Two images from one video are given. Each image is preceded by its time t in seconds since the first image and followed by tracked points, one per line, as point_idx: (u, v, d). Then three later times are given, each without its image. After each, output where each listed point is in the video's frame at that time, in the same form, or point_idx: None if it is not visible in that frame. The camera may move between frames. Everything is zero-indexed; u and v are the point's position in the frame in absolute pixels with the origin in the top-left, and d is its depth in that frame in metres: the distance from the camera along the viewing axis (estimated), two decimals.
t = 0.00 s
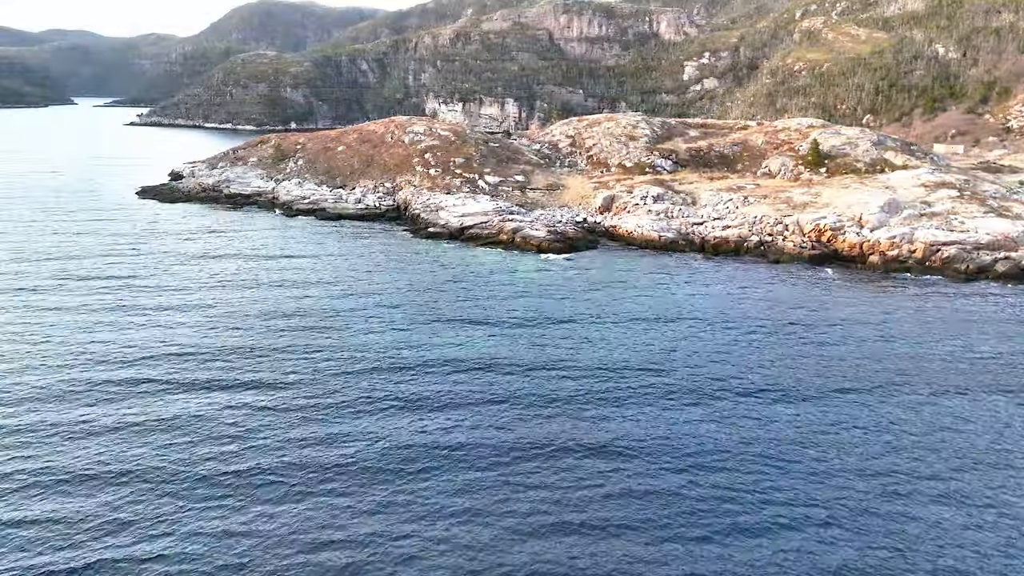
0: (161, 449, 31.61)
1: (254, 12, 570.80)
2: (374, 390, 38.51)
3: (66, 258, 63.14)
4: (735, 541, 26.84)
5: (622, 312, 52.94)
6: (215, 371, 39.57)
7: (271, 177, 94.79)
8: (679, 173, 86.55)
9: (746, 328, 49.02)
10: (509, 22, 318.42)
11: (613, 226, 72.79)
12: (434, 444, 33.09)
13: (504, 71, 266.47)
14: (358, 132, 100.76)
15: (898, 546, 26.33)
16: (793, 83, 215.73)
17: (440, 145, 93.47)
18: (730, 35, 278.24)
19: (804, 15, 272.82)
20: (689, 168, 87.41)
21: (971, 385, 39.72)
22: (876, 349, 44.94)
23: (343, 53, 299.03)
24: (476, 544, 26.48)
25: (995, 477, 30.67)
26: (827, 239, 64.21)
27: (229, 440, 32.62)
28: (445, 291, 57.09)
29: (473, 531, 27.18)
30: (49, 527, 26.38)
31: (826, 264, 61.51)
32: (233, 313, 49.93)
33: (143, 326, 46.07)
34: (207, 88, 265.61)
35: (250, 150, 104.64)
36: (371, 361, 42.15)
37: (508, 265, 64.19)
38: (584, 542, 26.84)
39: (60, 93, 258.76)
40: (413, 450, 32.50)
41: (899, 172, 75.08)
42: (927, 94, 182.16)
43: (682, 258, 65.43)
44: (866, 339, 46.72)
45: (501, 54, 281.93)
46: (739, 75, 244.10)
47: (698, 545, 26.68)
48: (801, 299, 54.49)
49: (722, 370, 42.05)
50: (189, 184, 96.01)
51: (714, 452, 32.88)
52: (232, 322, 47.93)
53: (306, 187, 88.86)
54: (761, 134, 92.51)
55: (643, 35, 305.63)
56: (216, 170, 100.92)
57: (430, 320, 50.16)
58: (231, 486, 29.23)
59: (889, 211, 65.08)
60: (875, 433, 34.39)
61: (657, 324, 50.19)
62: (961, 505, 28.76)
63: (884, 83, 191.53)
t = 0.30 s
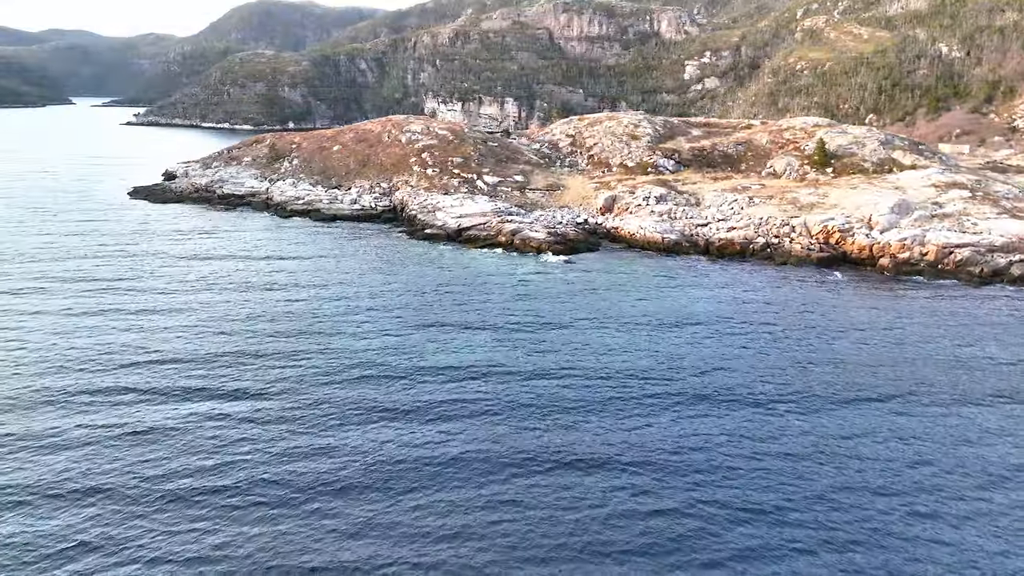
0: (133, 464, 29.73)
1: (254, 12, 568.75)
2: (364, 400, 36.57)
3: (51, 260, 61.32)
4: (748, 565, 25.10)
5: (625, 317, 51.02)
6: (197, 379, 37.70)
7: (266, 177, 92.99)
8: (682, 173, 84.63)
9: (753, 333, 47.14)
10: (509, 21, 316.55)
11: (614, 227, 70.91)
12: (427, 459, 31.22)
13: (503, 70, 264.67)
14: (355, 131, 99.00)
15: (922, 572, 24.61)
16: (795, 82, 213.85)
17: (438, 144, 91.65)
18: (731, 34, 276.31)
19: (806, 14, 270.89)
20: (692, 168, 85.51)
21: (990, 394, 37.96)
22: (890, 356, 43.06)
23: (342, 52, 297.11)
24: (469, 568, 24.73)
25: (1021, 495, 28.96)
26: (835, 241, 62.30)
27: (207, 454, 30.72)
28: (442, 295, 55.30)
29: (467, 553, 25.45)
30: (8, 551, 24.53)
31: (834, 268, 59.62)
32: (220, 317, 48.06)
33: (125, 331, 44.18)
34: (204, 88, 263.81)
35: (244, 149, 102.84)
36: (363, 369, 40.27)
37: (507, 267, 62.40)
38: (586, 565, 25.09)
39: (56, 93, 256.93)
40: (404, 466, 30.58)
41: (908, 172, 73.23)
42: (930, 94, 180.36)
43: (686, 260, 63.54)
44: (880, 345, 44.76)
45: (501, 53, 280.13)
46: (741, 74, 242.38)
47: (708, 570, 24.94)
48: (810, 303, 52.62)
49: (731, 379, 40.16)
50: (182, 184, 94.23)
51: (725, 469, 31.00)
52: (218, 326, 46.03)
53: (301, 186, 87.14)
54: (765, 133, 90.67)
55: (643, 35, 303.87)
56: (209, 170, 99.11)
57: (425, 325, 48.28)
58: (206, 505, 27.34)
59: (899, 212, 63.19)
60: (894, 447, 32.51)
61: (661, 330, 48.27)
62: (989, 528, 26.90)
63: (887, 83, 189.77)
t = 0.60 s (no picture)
0: (103, 483, 27.84)
1: (253, 12, 566.93)
2: (353, 411, 34.62)
3: (35, 261, 59.45)
4: None
5: (627, 322, 49.09)
6: (177, 389, 35.78)
7: (260, 177, 91.11)
8: (685, 173, 82.75)
9: (762, 340, 45.23)
10: (509, 20, 314.65)
11: (616, 229, 69.02)
12: (418, 476, 29.33)
13: (503, 70, 262.94)
14: (351, 130, 97.17)
15: None
16: (797, 82, 212.12)
17: (436, 143, 89.79)
18: (732, 33, 274.44)
19: (807, 13, 268.99)
20: (695, 168, 83.65)
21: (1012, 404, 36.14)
22: (906, 364, 41.15)
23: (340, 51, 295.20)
24: None
25: None
26: (844, 243, 60.41)
27: (182, 473, 28.80)
28: (438, 299, 53.43)
29: None
30: None
31: (843, 271, 57.75)
32: (205, 321, 46.12)
33: (104, 336, 42.27)
34: (202, 88, 262.11)
35: (238, 149, 100.97)
36: (354, 377, 38.38)
37: (506, 269, 60.55)
38: None
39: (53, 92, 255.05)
40: (393, 486, 28.65)
41: (918, 172, 71.38)
42: (934, 93, 178.60)
43: (691, 263, 61.67)
44: (894, 351, 42.92)
45: (500, 53, 278.29)
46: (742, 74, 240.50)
47: None
48: (820, 307, 50.72)
49: (740, 389, 38.20)
50: (174, 184, 92.40)
51: (737, 488, 29.08)
52: (203, 331, 44.16)
53: (295, 187, 85.31)
54: (769, 132, 88.81)
55: (644, 34, 302.06)
56: (202, 170, 97.22)
57: (420, 330, 46.33)
58: (175, 529, 25.40)
59: (910, 213, 61.30)
60: (915, 464, 30.59)
61: (666, 336, 46.33)
62: (1020, 553, 25.05)
63: (890, 82, 187.98)
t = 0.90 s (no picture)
0: (70, 504, 26.04)
1: (252, 12, 565.33)
2: (341, 424, 32.73)
3: (18, 263, 57.53)
4: None
5: (631, 328, 47.19)
6: (156, 400, 33.91)
7: (253, 177, 89.26)
8: (688, 173, 80.88)
9: (771, 347, 43.36)
10: (509, 19, 313.06)
11: (618, 230, 67.14)
12: (409, 494, 27.57)
13: (502, 69, 261.18)
14: (346, 129, 95.32)
15: None
16: (799, 82, 210.44)
17: (433, 142, 87.97)
18: (733, 32, 272.67)
19: (809, 12, 267.32)
20: (698, 167, 81.76)
21: None
22: (923, 372, 39.28)
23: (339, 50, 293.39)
24: None
25: None
26: (853, 245, 58.58)
27: (155, 492, 26.93)
28: (433, 303, 51.60)
29: None
30: None
31: (853, 274, 55.91)
32: (190, 326, 44.21)
33: (82, 342, 40.39)
34: (199, 88, 260.32)
35: (232, 148, 99.12)
36: (343, 388, 36.46)
37: (504, 272, 58.72)
38: None
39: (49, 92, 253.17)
40: (381, 506, 26.76)
41: (928, 172, 69.54)
42: (937, 92, 176.81)
43: (695, 265, 59.81)
44: (910, 359, 41.04)
45: (500, 52, 276.52)
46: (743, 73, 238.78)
47: None
48: (831, 312, 48.87)
49: (750, 400, 36.33)
50: (166, 184, 90.58)
51: (749, 508, 27.22)
52: (186, 337, 42.25)
53: (289, 187, 83.49)
54: (774, 132, 86.99)
55: (644, 33, 300.45)
56: (195, 170, 95.38)
57: (414, 337, 44.44)
58: (146, 554, 23.59)
59: (923, 214, 59.44)
60: (938, 481, 28.74)
61: (671, 343, 44.46)
62: None
63: (893, 82, 186.24)
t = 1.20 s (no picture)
0: (32, 527, 24.21)
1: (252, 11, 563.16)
2: (327, 439, 30.72)
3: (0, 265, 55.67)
4: None
5: (634, 334, 45.28)
6: (132, 412, 32.03)
7: (246, 177, 87.43)
8: (691, 172, 78.97)
9: (781, 355, 41.48)
10: (508, 18, 311.31)
11: (620, 232, 65.29)
12: (396, 515, 25.74)
13: (502, 68, 259.23)
14: (342, 128, 93.54)
15: None
16: (801, 81, 208.61)
17: (430, 141, 86.11)
18: (734, 31, 270.98)
19: (811, 11, 265.69)
20: (702, 167, 79.85)
21: None
22: (942, 381, 37.35)
23: (338, 50, 291.68)
24: None
25: None
26: (863, 248, 56.75)
27: (124, 514, 25.08)
28: (429, 307, 49.76)
29: None
30: None
31: (864, 277, 53.99)
32: (174, 332, 42.27)
33: (59, 349, 38.46)
34: (197, 87, 258.62)
35: (226, 147, 97.31)
36: (330, 399, 34.45)
37: (502, 275, 56.90)
38: None
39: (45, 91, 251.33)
40: (367, 532, 24.82)
41: (938, 172, 67.66)
42: (941, 92, 175.06)
43: (700, 268, 57.92)
44: (926, 367, 39.18)
45: (499, 51, 274.79)
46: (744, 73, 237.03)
47: None
48: (841, 317, 47.00)
49: (761, 412, 34.43)
50: (158, 185, 88.77)
51: (763, 531, 25.35)
52: (169, 344, 40.31)
53: (283, 186, 81.66)
54: (779, 131, 85.11)
55: (644, 32, 298.78)
56: (188, 169, 93.54)
57: (408, 344, 42.46)
58: None
59: (935, 215, 57.57)
60: (966, 502, 26.80)
61: (677, 350, 42.56)
62: None
63: (897, 81, 184.45)
